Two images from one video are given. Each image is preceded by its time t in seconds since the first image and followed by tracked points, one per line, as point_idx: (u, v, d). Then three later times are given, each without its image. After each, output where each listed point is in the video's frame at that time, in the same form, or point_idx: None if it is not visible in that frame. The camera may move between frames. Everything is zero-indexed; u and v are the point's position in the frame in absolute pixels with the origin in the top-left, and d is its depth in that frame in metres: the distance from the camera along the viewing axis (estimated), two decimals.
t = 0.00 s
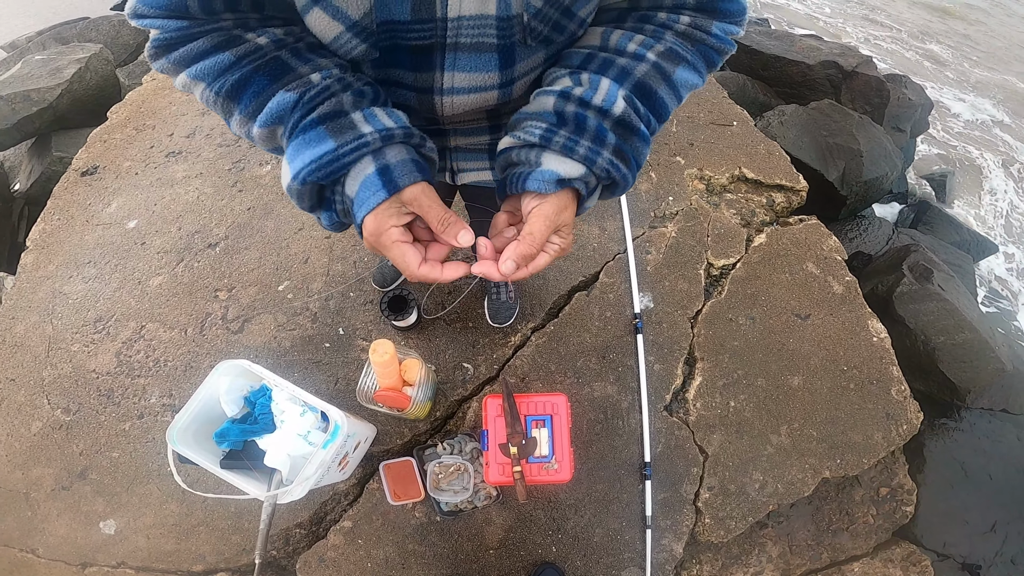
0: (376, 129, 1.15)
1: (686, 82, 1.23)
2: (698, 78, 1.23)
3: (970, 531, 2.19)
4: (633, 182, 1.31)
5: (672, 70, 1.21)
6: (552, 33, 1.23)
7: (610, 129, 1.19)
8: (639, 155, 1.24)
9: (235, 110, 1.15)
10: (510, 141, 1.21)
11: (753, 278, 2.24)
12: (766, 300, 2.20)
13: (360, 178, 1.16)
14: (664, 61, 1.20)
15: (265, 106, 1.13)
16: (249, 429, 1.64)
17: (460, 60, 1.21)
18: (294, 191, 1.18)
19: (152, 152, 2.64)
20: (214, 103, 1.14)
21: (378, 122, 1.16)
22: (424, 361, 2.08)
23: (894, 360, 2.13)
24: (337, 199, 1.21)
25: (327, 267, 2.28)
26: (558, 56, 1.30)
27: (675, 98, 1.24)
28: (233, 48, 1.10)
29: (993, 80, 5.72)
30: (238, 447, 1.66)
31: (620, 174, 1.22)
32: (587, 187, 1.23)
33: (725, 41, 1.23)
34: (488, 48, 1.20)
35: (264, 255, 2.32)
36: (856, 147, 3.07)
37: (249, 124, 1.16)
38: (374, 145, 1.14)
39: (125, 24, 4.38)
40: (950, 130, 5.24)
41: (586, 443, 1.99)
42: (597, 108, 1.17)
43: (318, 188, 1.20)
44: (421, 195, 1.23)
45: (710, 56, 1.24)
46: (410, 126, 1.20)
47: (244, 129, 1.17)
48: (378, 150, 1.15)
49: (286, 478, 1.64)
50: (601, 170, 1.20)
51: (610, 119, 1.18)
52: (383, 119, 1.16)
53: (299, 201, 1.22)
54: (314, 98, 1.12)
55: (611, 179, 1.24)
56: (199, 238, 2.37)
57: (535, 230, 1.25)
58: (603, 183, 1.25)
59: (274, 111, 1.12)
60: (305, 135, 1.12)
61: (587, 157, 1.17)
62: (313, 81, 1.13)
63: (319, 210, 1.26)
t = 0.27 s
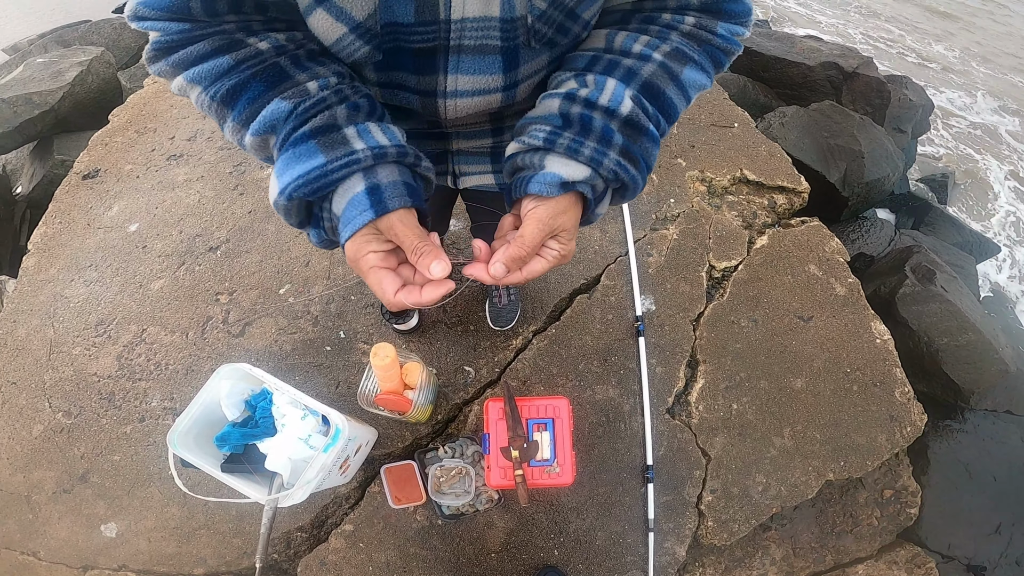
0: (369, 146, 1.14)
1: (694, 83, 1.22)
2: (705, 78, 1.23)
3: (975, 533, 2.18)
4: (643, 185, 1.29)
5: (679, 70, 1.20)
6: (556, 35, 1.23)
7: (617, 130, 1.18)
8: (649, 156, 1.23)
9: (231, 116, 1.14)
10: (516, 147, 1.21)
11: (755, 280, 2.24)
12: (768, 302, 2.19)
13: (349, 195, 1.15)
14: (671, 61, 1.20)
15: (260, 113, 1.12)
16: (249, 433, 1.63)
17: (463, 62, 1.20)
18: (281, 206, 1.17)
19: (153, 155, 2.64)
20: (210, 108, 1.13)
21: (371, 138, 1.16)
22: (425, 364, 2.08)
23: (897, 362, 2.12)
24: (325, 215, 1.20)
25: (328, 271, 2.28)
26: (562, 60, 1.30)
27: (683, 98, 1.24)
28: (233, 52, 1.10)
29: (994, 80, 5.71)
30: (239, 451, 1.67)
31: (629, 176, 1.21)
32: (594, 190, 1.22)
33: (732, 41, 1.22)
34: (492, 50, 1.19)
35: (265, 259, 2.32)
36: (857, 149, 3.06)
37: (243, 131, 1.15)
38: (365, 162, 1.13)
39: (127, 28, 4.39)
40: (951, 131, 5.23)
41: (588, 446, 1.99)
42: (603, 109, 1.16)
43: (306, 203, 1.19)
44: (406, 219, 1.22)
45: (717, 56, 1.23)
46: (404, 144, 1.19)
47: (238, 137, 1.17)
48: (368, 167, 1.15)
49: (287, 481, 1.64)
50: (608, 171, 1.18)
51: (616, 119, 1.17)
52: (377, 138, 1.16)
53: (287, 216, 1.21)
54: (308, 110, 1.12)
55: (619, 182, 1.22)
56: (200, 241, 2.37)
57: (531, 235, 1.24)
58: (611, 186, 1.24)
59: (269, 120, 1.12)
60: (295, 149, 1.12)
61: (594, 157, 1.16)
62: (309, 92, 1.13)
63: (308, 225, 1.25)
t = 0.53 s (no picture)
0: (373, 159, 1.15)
1: (705, 85, 1.22)
2: (716, 80, 1.23)
3: (981, 535, 2.17)
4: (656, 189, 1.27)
5: (691, 72, 1.20)
6: (565, 39, 1.23)
7: (626, 132, 1.17)
8: (661, 159, 1.21)
9: (237, 125, 1.14)
10: (526, 155, 1.21)
11: (758, 283, 2.23)
12: (772, 305, 2.19)
13: (351, 209, 1.16)
14: (681, 63, 1.19)
15: (267, 122, 1.13)
16: (253, 438, 1.65)
17: (472, 68, 1.20)
18: (287, 217, 1.18)
19: (156, 159, 2.65)
20: (216, 116, 1.13)
21: (376, 150, 1.16)
22: (428, 368, 2.08)
23: (902, 364, 2.11)
24: (329, 228, 1.21)
25: (331, 275, 2.28)
26: (570, 64, 1.29)
27: (694, 99, 1.23)
28: (239, 59, 1.09)
29: (995, 80, 5.70)
30: (242, 456, 1.68)
31: (640, 179, 1.19)
32: (606, 194, 1.21)
33: (742, 43, 1.22)
34: (501, 56, 1.19)
35: (267, 263, 2.32)
36: (860, 150, 3.05)
37: (250, 140, 1.15)
38: (369, 176, 1.14)
39: (129, 31, 4.40)
40: (953, 132, 5.23)
41: (591, 450, 1.98)
42: (612, 112, 1.16)
43: (312, 215, 1.20)
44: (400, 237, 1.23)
45: (728, 58, 1.23)
46: (408, 155, 1.19)
47: (245, 146, 1.17)
48: (373, 180, 1.16)
49: (290, 486, 1.63)
50: (618, 174, 1.17)
51: (626, 122, 1.16)
52: (383, 150, 1.16)
53: (292, 227, 1.22)
54: (314, 120, 1.12)
55: (632, 185, 1.21)
56: (203, 245, 2.38)
57: (540, 238, 1.23)
58: (623, 190, 1.23)
59: (275, 129, 1.12)
60: (299, 161, 1.13)
61: (603, 160, 1.15)
62: (315, 102, 1.13)
63: (313, 235, 1.26)
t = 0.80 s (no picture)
0: (366, 176, 1.14)
1: (705, 94, 1.21)
2: (716, 89, 1.22)
3: (985, 536, 2.16)
4: (653, 201, 1.26)
5: (690, 81, 1.19)
6: (564, 48, 1.22)
7: (621, 142, 1.16)
8: (657, 169, 1.20)
9: (231, 135, 1.15)
10: (520, 167, 1.21)
11: (760, 285, 2.23)
12: (774, 309, 2.18)
13: (346, 228, 1.16)
14: (681, 71, 1.19)
15: (259, 134, 1.13)
16: (254, 443, 1.64)
17: (469, 78, 1.20)
18: (280, 236, 1.17)
19: (157, 163, 2.65)
20: (210, 126, 1.14)
21: (369, 166, 1.16)
22: (429, 373, 2.07)
23: (905, 367, 2.10)
24: (324, 246, 1.21)
25: (332, 279, 2.28)
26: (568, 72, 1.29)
27: (693, 108, 1.22)
28: (233, 69, 1.10)
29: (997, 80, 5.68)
30: (243, 460, 1.66)
31: (635, 190, 1.18)
32: (600, 207, 1.20)
33: (743, 51, 1.22)
34: (498, 65, 1.19)
35: (269, 268, 2.32)
36: (862, 151, 3.04)
37: (243, 151, 1.15)
38: (363, 193, 1.13)
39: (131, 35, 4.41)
40: (956, 132, 5.21)
41: (592, 454, 1.98)
42: (607, 122, 1.15)
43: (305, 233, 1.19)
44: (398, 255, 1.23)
45: (728, 65, 1.23)
46: (402, 171, 1.19)
47: (238, 157, 1.17)
48: (366, 197, 1.15)
49: (292, 491, 1.63)
50: (612, 185, 1.16)
51: (621, 132, 1.15)
52: (377, 167, 1.16)
53: (286, 245, 1.21)
54: (306, 135, 1.12)
55: (627, 196, 1.19)
56: (204, 250, 2.38)
57: (530, 247, 1.23)
58: (618, 202, 1.22)
59: (268, 142, 1.12)
60: (291, 178, 1.12)
61: (596, 171, 1.14)
62: (308, 115, 1.13)
63: (308, 253, 1.25)
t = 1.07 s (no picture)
0: (359, 187, 1.14)
1: (704, 98, 1.20)
2: (715, 94, 1.21)
3: (990, 538, 2.14)
4: (654, 209, 1.24)
5: (689, 86, 1.18)
6: (560, 53, 1.22)
7: (618, 150, 1.15)
8: (656, 176, 1.18)
9: (225, 144, 1.14)
10: (518, 178, 1.21)
11: (763, 287, 2.22)
12: (776, 311, 2.17)
13: (339, 238, 1.15)
14: (678, 76, 1.18)
15: (253, 144, 1.13)
16: (255, 447, 1.64)
17: (465, 85, 1.20)
18: (273, 246, 1.17)
19: (158, 166, 2.65)
20: (205, 135, 1.14)
21: (362, 177, 1.15)
22: (430, 376, 2.07)
23: (909, 369, 2.09)
24: (317, 256, 1.20)
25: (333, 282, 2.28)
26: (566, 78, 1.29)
27: (692, 114, 1.21)
28: (227, 77, 1.10)
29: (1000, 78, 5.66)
30: (245, 464, 1.67)
31: (632, 199, 1.17)
32: (597, 216, 1.18)
33: (743, 54, 1.21)
34: (494, 72, 1.19)
35: (270, 271, 2.32)
36: (864, 151, 3.03)
37: (237, 160, 1.15)
38: (355, 204, 1.13)
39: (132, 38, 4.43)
40: (960, 131, 5.18)
41: (594, 456, 1.97)
42: (603, 130, 1.15)
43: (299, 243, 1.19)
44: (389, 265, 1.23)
45: (728, 70, 1.22)
46: (396, 182, 1.18)
47: (232, 166, 1.17)
48: (360, 208, 1.15)
49: (293, 494, 1.64)
50: (608, 195, 1.15)
51: (617, 140, 1.15)
52: (370, 177, 1.15)
53: (280, 255, 1.21)
54: (299, 144, 1.12)
55: (625, 206, 1.18)
56: (206, 253, 2.38)
57: (526, 257, 1.22)
58: (616, 212, 1.20)
59: (262, 151, 1.12)
60: (285, 189, 1.12)
61: (591, 180, 1.13)
62: (302, 126, 1.13)
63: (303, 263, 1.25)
